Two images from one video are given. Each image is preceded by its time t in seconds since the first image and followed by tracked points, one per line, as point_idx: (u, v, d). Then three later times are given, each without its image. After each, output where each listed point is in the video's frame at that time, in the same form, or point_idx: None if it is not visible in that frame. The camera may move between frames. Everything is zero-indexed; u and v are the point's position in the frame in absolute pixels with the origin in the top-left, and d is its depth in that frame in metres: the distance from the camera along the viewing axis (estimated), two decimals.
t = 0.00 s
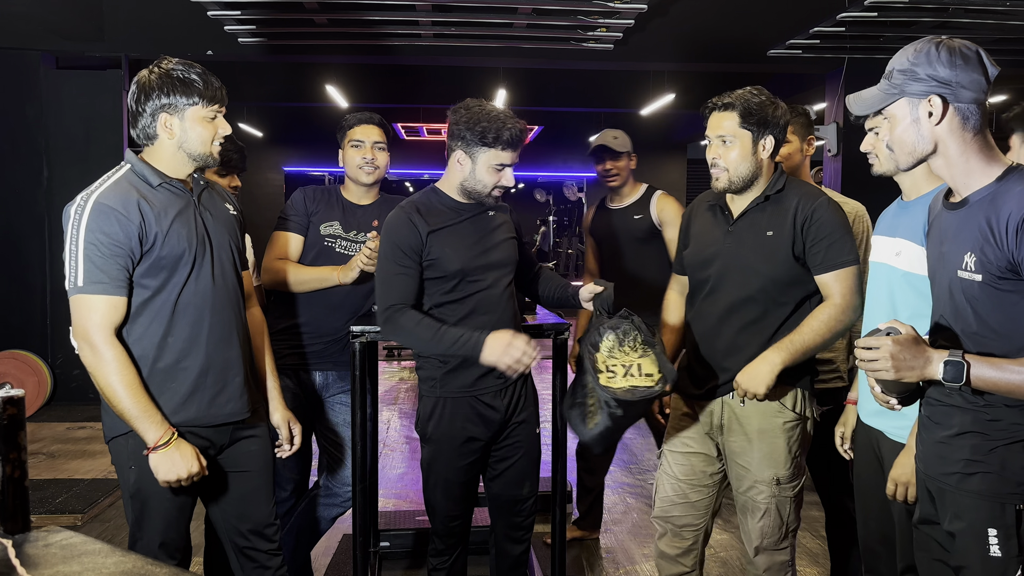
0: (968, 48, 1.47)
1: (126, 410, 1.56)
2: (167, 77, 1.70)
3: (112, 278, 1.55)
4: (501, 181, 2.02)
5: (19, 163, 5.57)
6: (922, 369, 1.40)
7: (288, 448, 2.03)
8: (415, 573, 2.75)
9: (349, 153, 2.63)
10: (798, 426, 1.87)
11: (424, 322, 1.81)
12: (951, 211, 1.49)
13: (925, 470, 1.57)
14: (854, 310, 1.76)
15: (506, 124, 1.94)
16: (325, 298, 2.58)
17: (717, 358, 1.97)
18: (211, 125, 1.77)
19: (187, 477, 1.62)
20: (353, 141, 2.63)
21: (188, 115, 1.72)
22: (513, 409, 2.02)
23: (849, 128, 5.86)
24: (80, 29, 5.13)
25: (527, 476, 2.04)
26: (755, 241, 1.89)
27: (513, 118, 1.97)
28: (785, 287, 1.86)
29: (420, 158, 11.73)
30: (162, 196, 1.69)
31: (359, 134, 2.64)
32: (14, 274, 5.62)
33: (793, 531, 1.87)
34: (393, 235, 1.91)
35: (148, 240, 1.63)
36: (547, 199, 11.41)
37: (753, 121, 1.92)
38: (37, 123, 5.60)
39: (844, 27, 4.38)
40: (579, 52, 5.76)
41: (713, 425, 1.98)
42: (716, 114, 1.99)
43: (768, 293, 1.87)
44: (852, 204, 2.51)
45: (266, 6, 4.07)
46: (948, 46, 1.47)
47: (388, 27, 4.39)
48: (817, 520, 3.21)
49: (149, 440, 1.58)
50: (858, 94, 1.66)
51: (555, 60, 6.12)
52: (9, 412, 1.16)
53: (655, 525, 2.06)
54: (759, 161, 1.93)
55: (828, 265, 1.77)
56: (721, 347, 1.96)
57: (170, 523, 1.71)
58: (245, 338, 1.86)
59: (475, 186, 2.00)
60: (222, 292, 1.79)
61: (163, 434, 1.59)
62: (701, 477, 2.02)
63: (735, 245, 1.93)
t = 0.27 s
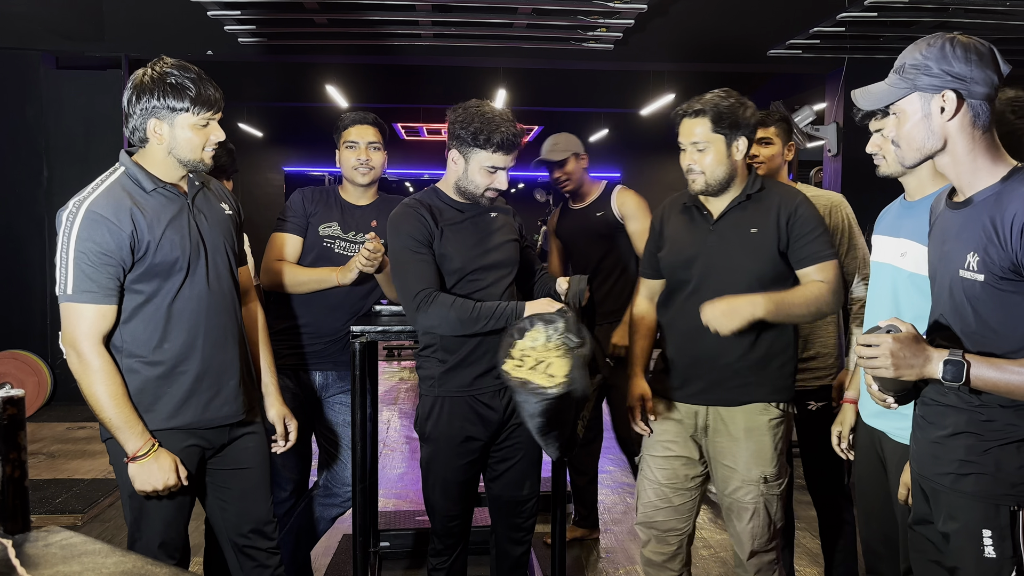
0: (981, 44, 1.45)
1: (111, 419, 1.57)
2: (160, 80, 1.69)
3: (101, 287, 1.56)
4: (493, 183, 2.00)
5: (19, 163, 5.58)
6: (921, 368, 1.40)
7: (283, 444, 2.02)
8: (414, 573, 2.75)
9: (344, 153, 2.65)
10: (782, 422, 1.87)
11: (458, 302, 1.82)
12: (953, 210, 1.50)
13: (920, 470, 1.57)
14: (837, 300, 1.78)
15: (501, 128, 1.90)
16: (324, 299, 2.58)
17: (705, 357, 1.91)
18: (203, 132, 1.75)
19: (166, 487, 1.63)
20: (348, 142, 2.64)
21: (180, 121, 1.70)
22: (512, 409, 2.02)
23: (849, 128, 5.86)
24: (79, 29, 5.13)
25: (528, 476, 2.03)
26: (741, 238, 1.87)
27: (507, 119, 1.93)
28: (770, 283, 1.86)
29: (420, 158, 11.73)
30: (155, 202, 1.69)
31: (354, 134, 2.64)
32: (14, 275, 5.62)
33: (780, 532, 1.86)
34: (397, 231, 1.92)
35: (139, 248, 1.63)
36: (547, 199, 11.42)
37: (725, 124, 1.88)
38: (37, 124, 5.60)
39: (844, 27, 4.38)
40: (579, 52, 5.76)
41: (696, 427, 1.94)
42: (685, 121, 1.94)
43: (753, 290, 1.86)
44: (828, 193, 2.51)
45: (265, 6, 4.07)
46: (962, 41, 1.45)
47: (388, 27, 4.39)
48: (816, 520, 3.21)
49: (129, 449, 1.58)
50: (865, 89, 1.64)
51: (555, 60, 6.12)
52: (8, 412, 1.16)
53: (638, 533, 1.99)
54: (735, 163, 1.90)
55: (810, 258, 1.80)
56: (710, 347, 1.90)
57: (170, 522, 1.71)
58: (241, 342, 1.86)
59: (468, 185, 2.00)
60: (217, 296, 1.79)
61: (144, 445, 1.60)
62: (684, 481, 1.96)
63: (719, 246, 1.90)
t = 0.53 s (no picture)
0: (989, 44, 1.45)
1: (108, 421, 1.57)
2: (155, 83, 1.69)
3: (95, 288, 1.56)
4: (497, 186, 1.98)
5: (19, 164, 5.57)
6: (924, 370, 1.39)
7: (276, 444, 1.98)
8: (415, 573, 2.75)
9: (348, 157, 2.63)
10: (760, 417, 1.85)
11: (430, 307, 1.82)
12: (957, 211, 1.49)
13: (914, 470, 1.57)
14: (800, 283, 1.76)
15: (508, 130, 1.90)
16: (322, 300, 2.58)
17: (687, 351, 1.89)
18: (196, 136, 1.75)
19: (167, 488, 1.62)
20: (352, 145, 2.63)
21: (173, 124, 1.70)
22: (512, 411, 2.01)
23: (849, 128, 5.86)
24: (79, 29, 5.13)
25: (529, 478, 2.02)
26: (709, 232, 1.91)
27: (515, 124, 1.93)
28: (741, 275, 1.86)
29: (420, 158, 11.73)
30: (148, 204, 1.69)
31: (358, 138, 2.64)
32: (14, 275, 5.62)
33: (768, 529, 1.83)
34: (398, 232, 1.94)
35: (132, 250, 1.63)
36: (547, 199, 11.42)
37: (689, 125, 1.85)
38: (37, 124, 5.60)
39: (844, 27, 4.38)
40: (580, 52, 5.76)
41: (683, 423, 1.93)
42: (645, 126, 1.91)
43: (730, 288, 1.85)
44: (820, 189, 2.51)
45: (265, 6, 4.07)
46: (972, 40, 1.44)
47: (388, 27, 4.39)
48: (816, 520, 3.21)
49: (128, 451, 1.58)
50: (871, 84, 1.62)
51: (555, 60, 6.12)
52: (8, 412, 1.16)
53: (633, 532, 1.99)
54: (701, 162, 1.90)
55: (772, 241, 1.81)
56: (694, 341, 1.88)
57: (168, 522, 1.71)
58: (237, 342, 1.86)
59: (471, 187, 1.99)
60: (211, 298, 1.78)
61: (143, 445, 1.60)
62: (673, 478, 1.95)
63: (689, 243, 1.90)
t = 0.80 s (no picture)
0: (995, 44, 1.44)
1: (103, 421, 1.57)
2: (155, 83, 1.69)
3: (90, 288, 1.56)
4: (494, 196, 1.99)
5: (19, 164, 5.58)
6: (925, 369, 1.39)
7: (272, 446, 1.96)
8: (415, 573, 2.75)
9: (356, 160, 2.61)
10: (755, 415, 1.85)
11: (417, 311, 1.83)
12: (959, 211, 1.49)
13: (913, 470, 1.57)
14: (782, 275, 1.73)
15: (502, 142, 1.89)
16: (322, 300, 2.58)
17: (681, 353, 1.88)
18: (194, 137, 1.74)
19: (161, 488, 1.62)
20: (362, 150, 2.62)
21: (171, 125, 1.70)
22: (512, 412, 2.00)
23: (849, 128, 5.85)
24: (80, 29, 5.14)
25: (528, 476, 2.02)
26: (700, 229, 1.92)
27: (511, 132, 1.91)
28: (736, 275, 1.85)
29: (421, 158, 11.73)
30: (144, 203, 1.70)
31: (367, 142, 2.63)
32: (14, 275, 5.62)
33: (761, 531, 1.83)
34: (396, 234, 1.95)
35: (127, 250, 1.63)
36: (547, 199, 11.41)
37: (680, 132, 1.82)
38: (37, 124, 5.60)
39: (844, 27, 4.39)
40: (579, 52, 5.76)
41: (681, 423, 1.92)
42: (635, 134, 1.88)
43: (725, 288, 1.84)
44: (832, 192, 2.53)
45: (265, 6, 4.07)
46: (978, 40, 1.44)
47: (388, 27, 4.39)
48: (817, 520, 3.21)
49: (123, 450, 1.58)
50: (874, 81, 1.61)
51: (555, 61, 6.12)
52: (8, 412, 1.16)
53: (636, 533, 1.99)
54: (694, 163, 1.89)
55: (756, 231, 1.82)
56: (685, 342, 1.88)
57: (164, 522, 1.71)
58: (235, 342, 1.86)
59: (470, 195, 2.01)
60: (208, 298, 1.78)
61: (138, 445, 1.60)
62: (674, 478, 1.95)
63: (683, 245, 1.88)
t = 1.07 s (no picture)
0: (995, 45, 1.44)
1: (97, 421, 1.57)
2: (155, 82, 1.69)
3: (87, 287, 1.56)
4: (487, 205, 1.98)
5: (18, 164, 5.58)
6: (925, 370, 1.39)
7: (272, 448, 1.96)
8: (415, 573, 2.75)
9: (359, 161, 2.60)
10: (767, 426, 1.80)
11: (419, 313, 1.84)
12: (957, 210, 1.50)
13: (912, 469, 1.57)
14: (792, 286, 1.67)
15: (488, 154, 1.85)
16: (323, 300, 2.58)
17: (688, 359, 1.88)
18: (194, 139, 1.75)
19: (153, 490, 1.62)
20: (366, 150, 2.60)
21: (172, 125, 1.70)
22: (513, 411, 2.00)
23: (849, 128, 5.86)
24: (79, 28, 5.13)
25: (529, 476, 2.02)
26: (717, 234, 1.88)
27: (502, 143, 1.87)
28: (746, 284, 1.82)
29: (420, 158, 11.73)
30: (143, 203, 1.69)
31: (371, 143, 2.62)
32: (14, 275, 5.62)
33: (766, 545, 1.79)
34: (398, 236, 1.95)
35: (125, 249, 1.63)
36: (547, 199, 11.42)
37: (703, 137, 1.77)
38: (37, 124, 5.60)
39: (844, 27, 4.39)
40: (579, 52, 5.76)
41: (685, 430, 1.91)
42: (658, 135, 1.83)
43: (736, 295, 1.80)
44: (860, 199, 2.54)
45: (265, 6, 4.07)
46: (979, 40, 1.44)
47: (388, 27, 4.39)
48: (816, 520, 3.21)
49: (116, 451, 1.58)
50: (876, 76, 1.61)
51: (555, 61, 6.12)
52: (8, 412, 1.16)
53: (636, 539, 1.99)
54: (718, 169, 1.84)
55: (772, 240, 1.75)
56: (690, 347, 1.88)
57: (163, 522, 1.71)
58: (234, 343, 1.85)
59: (465, 202, 1.99)
60: (206, 299, 1.78)
61: (131, 446, 1.60)
62: (677, 484, 1.94)
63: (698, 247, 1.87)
